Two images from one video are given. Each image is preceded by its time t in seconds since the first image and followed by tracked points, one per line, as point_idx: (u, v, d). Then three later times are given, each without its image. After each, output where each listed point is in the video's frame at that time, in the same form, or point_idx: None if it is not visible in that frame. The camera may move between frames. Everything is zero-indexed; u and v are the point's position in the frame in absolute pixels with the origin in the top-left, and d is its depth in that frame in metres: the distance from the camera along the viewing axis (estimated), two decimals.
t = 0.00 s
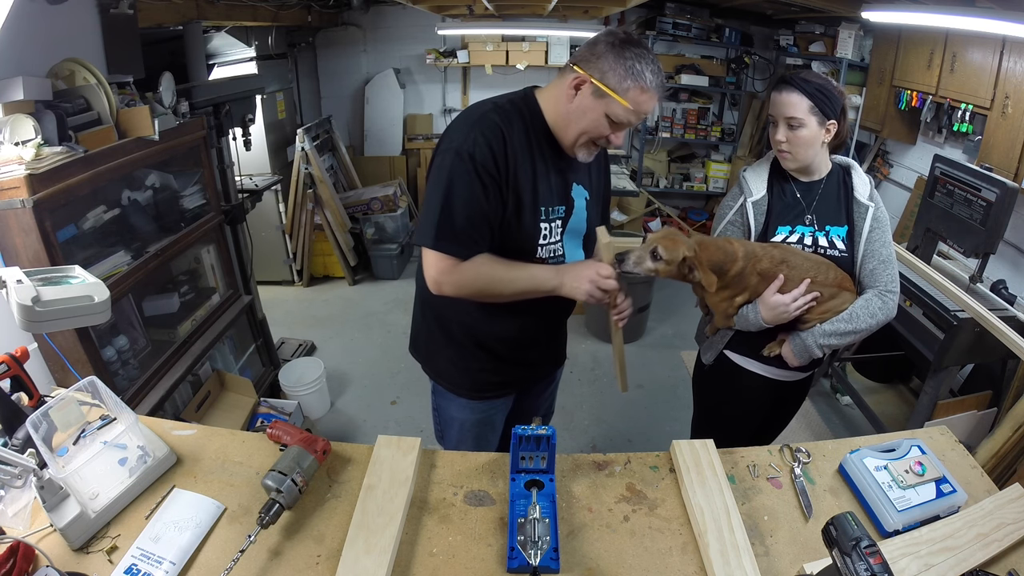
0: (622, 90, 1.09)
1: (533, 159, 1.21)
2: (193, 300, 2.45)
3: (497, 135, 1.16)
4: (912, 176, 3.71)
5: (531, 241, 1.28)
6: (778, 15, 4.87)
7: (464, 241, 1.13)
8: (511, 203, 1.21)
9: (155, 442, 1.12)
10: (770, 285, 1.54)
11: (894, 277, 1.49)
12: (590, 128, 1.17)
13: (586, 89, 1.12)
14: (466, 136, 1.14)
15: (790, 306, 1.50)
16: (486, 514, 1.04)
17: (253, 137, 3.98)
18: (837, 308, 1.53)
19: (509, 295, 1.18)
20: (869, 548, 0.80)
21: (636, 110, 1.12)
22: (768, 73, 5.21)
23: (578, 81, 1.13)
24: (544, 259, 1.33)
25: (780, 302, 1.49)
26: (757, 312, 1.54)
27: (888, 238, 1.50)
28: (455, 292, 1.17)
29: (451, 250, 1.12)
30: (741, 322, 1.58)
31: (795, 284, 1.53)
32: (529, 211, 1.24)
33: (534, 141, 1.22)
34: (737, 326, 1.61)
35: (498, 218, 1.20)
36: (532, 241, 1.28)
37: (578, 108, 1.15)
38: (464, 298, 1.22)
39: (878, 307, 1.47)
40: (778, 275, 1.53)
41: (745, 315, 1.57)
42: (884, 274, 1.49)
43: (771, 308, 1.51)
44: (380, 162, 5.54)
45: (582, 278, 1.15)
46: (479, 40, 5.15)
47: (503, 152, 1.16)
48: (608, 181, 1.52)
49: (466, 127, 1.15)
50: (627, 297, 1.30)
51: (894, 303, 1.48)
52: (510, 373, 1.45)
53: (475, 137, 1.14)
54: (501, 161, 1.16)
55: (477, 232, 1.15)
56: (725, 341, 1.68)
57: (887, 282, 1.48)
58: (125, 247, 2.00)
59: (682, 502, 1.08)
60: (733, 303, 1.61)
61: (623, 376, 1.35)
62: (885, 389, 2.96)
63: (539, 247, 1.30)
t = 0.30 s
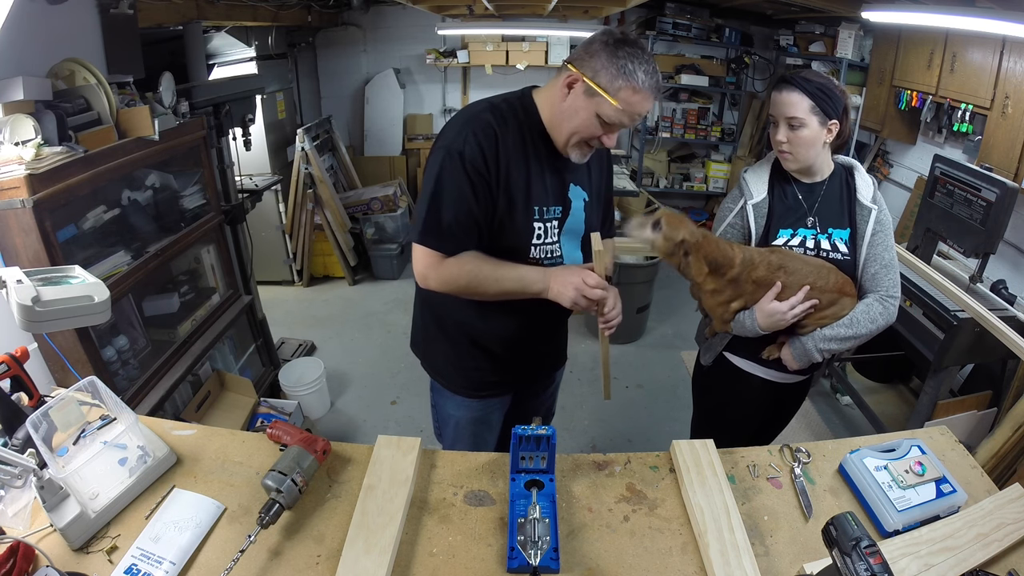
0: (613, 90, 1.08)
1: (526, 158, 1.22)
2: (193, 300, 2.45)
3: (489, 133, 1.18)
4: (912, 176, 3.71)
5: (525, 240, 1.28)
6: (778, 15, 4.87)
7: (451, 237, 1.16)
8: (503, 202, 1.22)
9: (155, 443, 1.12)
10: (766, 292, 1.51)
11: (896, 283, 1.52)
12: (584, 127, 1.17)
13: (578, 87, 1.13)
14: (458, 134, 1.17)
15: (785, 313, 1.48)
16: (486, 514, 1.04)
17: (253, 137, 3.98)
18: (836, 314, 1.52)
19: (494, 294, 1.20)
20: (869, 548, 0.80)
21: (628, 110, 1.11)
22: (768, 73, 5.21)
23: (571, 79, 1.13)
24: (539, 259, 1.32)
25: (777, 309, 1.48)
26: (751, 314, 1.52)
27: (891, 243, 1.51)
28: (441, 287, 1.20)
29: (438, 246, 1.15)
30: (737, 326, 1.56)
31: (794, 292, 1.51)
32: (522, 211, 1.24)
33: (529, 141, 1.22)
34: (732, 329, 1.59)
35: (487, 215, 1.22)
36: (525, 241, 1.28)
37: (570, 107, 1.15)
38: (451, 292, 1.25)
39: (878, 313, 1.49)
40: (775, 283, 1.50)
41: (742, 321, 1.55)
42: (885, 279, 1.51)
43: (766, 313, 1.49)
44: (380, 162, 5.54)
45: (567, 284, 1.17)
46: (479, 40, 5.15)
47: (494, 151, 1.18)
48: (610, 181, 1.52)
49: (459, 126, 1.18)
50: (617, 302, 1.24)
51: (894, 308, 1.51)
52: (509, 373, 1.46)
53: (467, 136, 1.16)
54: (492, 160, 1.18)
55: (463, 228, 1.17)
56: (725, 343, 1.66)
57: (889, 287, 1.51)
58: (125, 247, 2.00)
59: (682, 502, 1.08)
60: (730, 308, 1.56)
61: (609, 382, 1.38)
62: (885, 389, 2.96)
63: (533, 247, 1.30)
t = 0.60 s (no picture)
0: (612, 92, 1.08)
1: (523, 159, 1.22)
2: (193, 300, 2.45)
3: (486, 134, 1.18)
4: (912, 176, 3.72)
5: (524, 241, 1.28)
6: (778, 15, 4.87)
7: (448, 238, 1.16)
8: (500, 203, 1.22)
9: (155, 442, 1.12)
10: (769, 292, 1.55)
11: (902, 288, 1.49)
12: (586, 130, 1.17)
13: (576, 95, 1.12)
14: (454, 136, 1.17)
15: (785, 316, 1.49)
16: (486, 514, 1.04)
17: (253, 137, 3.98)
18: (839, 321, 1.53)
19: (490, 292, 1.20)
20: (869, 548, 0.80)
21: (629, 108, 1.11)
22: (768, 73, 5.22)
23: (568, 87, 1.12)
24: (537, 260, 1.32)
25: (776, 311, 1.49)
26: (751, 316, 1.54)
27: (897, 249, 1.48)
28: (439, 287, 1.21)
29: (435, 247, 1.16)
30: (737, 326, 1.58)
31: (795, 298, 1.55)
32: (519, 211, 1.24)
33: (526, 141, 1.22)
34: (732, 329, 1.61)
35: (484, 215, 1.22)
36: (524, 242, 1.28)
37: (572, 113, 1.15)
38: (448, 293, 1.26)
39: (883, 321, 1.47)
40: (778, 284, 1.56)
41: (739, 320, 1.57)
42: (891, 285, 1.48)
43: (766, 315, 1.50)
44: (380, 162, 5.54)
45: (565, 280, 1.16)
46: (479, 40, 5.15)
47: (489, 152, 1.18)
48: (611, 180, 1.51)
49: (455, 128, 1.19)
50: (616, 300, 1.24)
51: (900, 315, 1.49)
52: (509, 373, 1.46)
53: (463, 137, 1.16)
54: (488, 160, 1.18)
55: (459, 228, 1.17)
56: (726, 346, 1.67)
57: (894, 293, 1.48)
58: (125, 247, 2.00)
59: (682, 502, 1.08)
60: (730, 302, 1.63)
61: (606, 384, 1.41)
62: (885, 389, 2.96)
63: (532, 248, 1.30)
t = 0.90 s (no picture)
0: (616, 106, 1.10)
1: (522, 159, 1.22)
2: (193, 300, 2.45)
3: (484, 135, 1.18)
4: (912, 176, 3.72)
5: (524, 241, 1.28)
6: (778, 15, 4.87)
7: (449, 239, 1.16)
8: (499, 203, 1.22)
9: (155, 443, 1.12)
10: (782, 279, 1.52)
11: (907, 293, 1.45)
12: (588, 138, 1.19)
13: (580, 106, 1.12)
14: (452, 138, 1.17)
15: (798, 303, 1.47)
16: (486, 514, 1.04)
17: (253, 137, 3.98)
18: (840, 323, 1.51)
19: (491, 289, 1.19)
20: (869, 548, 0.80)
21: (631, 118, 1.14)
22: (768, 73, 5.22)
23: (570, 98, 1.12)
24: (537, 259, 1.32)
25: (788, 298, 1.47)
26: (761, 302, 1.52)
27: (903, 252, 1.46)
28: (439, 287, 1.21)
29: (436, 248, 1.16)
30: (745, 314, 1.57)
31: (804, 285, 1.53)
32: (519, 211, 1.25)
33: (523, 141, 1.22)
34: (738, 314, 1.60)
35: (484, 215, 1.22)
36: (524, 242, 1.28)
37: (575, 122, 1.15)
38: (449, 293, 1.26)
39: (885, 326, 1.45)
40: (791, 273, 1.53)
41: (750, 309, 1.55)
42: (895, 289, 1.46)
43: (778, 302, 1.48)
44: (380, 162, 5.54)
45: (568, 272, 1.15)
46: (480, 40, 5.15)
47: (488, 153, 1.18)
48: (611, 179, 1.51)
49: (453, 130, 1.19)
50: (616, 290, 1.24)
51: (903, 319, 1.45)
52: (510, 374, 1.46)
53: (461, 139, 1.16)
54: (486, 161, 1.18)
55: (460, 229, 1.17)
56: (729, 349, 1.65)
57: (898, 297, 1.45)
58: (125, 247, 2.00)
59: (682, 502, 1.08)
60: (736, 281, 1.60)
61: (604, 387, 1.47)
62: (885, 389, 2.96)
63: (531, 247, 1.30)
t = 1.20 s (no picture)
0: (613, 98, 1.10)
1: (520, 158, 1.22)
2: (193, 300, 2.45)
3: (482, 136, 1.18)
4: (912, 176, 3.72)
5: (524, 240, 1.28)
6: (778, 15, 4.88)
7: (450, 239, 1.16)
8: (499, 203, 1.22)
9: (155, 442, 1.12)
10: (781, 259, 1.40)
11: (908, 297, 1.45)
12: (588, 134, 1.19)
13: (578, 102, 1.12)
14: (451, 139, 1.17)
15: (802, 287, 1.37)
16: (486, 514, 1.04)
17: (253, 137, 3.98)
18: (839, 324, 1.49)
19: (493, 282, 1.19)
20: (869, 548, 0.80)
21: (629, 110, 1.13)
22: (768, 73, 5.22)
23: (568, 95, 1.12)
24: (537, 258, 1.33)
25: (792, 277, 1.36)
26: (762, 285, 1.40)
27: (907, 257, 1.46)
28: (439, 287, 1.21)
29: (437, 250, 1.15)
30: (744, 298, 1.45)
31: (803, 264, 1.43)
32: (519, 210, 1.25)
33: (522, 140, 1.22)
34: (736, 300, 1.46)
35: (484, 215, 1.22)
36: (524, 241, 1.28)
37: (573, 119, 1.16)
38: (449, 293, 1.26)
39: (882, 327, 1.43)
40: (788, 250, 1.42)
41: (752, 294, 1.42)
42: (896, 293, 1.45)
43: (780, 283, 1.37)
44: (380, 162, 5.54)
45: (568, 252, 1.13)
46: (480, 40, 5.15)
47: (487, 153, 1.18)
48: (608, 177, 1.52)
49: (451, 131, 1.19)
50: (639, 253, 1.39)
51: (902, 324, 1.45)
52: (510, 373, 1.46)
53: (460, 139, 1.16)
54: (485, 161, 1.18)
55: (461, 230, 1.17)
56: (727, 352, 1.64)
57: (898, 302, 1.45)
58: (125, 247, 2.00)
59: (682, 502, 1.08)
60: (728, 258, 1.41)
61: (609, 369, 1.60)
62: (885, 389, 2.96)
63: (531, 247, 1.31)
